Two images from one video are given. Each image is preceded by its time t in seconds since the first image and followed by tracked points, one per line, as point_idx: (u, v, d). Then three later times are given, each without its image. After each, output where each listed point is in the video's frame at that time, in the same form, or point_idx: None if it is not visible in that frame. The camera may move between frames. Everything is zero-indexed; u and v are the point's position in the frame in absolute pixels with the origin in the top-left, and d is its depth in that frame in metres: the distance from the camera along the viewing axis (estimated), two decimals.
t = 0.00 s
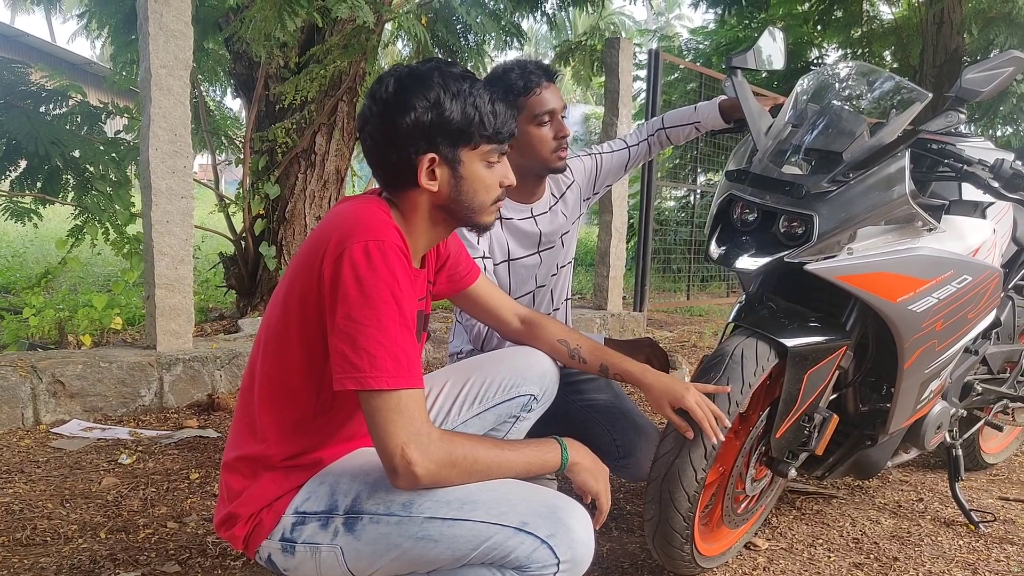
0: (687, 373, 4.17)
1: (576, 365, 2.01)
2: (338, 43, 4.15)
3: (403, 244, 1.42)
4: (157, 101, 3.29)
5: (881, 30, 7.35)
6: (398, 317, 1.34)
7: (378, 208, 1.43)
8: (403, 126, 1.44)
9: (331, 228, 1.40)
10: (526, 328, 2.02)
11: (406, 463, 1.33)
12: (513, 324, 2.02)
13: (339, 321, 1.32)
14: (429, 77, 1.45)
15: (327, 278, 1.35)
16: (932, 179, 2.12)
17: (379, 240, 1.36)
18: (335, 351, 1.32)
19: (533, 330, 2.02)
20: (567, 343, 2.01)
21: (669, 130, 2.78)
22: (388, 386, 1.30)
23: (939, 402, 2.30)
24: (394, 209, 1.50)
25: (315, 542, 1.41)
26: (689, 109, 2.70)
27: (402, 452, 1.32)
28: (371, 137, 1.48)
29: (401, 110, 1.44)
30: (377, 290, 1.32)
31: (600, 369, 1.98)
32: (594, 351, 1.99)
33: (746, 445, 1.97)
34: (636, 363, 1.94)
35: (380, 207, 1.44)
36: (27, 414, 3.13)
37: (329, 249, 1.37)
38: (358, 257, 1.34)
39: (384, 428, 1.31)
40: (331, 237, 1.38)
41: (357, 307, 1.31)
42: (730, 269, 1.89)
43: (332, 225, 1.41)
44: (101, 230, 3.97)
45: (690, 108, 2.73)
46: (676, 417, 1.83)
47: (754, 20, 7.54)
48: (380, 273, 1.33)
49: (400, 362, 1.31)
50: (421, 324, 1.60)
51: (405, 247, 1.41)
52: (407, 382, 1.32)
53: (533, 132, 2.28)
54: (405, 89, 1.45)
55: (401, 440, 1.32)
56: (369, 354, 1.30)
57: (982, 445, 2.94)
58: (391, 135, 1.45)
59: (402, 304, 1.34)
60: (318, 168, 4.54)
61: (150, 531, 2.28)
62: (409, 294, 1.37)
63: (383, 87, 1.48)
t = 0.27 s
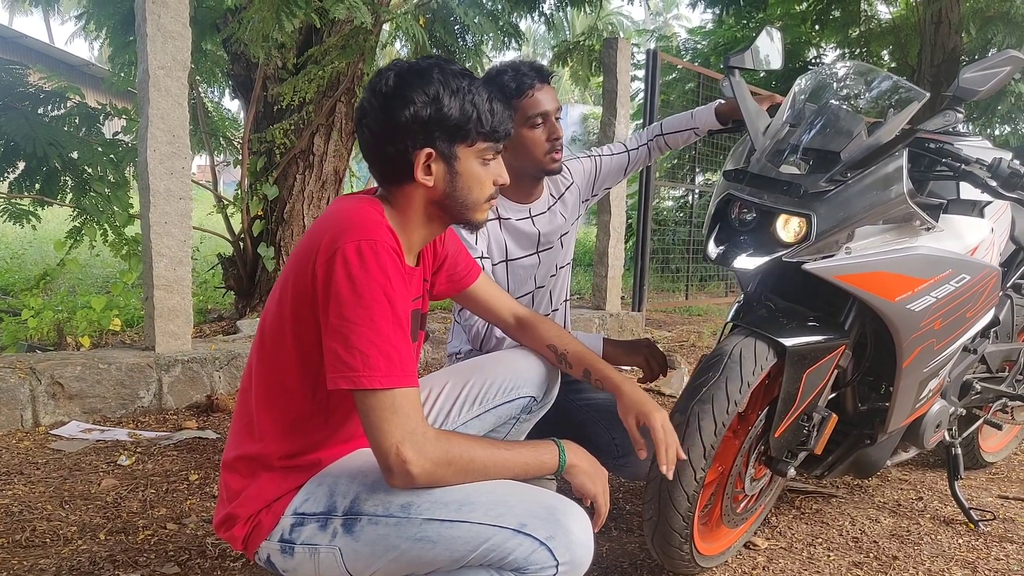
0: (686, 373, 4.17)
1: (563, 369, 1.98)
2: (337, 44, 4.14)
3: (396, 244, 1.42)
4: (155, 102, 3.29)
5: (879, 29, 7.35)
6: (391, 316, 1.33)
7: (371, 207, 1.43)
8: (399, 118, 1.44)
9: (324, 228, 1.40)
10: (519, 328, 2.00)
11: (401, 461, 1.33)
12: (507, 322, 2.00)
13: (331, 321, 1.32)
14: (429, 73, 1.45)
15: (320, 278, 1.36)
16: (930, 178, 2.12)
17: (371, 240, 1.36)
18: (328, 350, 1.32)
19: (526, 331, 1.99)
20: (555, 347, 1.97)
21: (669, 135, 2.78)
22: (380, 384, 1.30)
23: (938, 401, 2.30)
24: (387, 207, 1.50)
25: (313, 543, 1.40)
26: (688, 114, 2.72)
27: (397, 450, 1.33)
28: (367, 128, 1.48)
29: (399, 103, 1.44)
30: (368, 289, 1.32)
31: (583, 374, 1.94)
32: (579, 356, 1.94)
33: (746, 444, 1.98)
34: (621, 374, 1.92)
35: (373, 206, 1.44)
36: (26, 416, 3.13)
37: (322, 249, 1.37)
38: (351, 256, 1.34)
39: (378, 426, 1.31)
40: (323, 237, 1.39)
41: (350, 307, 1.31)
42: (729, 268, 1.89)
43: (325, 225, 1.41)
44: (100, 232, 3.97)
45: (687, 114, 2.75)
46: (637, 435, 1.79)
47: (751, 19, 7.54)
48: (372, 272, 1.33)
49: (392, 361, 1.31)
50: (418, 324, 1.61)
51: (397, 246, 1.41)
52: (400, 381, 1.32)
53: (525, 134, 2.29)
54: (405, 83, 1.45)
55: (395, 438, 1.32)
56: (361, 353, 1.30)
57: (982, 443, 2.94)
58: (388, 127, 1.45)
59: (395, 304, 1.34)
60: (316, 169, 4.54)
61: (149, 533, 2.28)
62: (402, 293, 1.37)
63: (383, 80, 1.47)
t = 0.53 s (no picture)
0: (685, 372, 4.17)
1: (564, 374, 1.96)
2: (337, 42, 4.15)
3: (382, 231, 1.43)
4: (156, 100, 3.28)
5: (880, 29, 7.35)
6: (381, 301, 1.34)
7: (354, 195, 1.44)
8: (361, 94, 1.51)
9: (310, 217, 1.42)
10: (522, 330, 1.98)
11: (404, 443, 1.33)
12: (510, 323, 1.98)
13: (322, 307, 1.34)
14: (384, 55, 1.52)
15: (308, 265, 1.36)
16: (932, 177, 2.11)
17: (356, 226, 1.37)
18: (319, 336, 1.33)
19: (529, 332, 1.97)
20: (556, 352, 1.95)
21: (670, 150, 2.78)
22: (372, 368, 1.31)
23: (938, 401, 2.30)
24: (371, 194, 1.51)
25: (319, 545, 1.37)
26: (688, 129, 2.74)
27: (399, 434, 1.33)
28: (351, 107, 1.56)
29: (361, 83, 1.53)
30: (356, 274, 1.33)
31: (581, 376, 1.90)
32: (579, 360, 1.91)
33: (746, 443, 1.97)
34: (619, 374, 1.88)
35: (359, 195, 1.45)
36: (27, 413, 3.12)
37: (305, 237, 1.38)
38: (335, 243, 1.35)
39: (380, 408, 1.32)
40: (309, 226, 1.40)
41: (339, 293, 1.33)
42: (730, 266, 1.90)
43: (311, 214, 1.43)
44: (100, 230, 3.97)
45: (686, 128, 2.78)
46: (627, 438, 1.77)
47: (753, 18, 7.54)
48: (357, 258, 1.34)
49: (382, 343, 1.32)
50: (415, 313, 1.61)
51: (382, 233, 1.42)
52: (394, 364, 1.33)
53: (520, 133, 2.30)
54: (379, 63, 1.51)
55: (396, 421, 1.33)
56: (353, 338, 1.31)
57: (982, 443, 2.94)
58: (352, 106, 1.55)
59: (384, 289, 1.35)
60: (317, 167, 4.53)
61: (149, 531, 2.28)
62: (390, 279, 1.38)
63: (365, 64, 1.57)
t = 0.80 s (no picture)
0: (686, 372, 4.17)
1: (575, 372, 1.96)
2: (340, 39, 4.17)
3: (375, 217, 1.44)
4: (159, 97, 3.28)
5: (884, 29, 7.33)
6: (372, 285, 1.35)
7: (346, 183, 1.46)
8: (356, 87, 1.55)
9: (301, 205, 1.43)
10: (530, 330, 1.99)
11: (393, 427, 1.34)
12: (518, 324, 1.99)
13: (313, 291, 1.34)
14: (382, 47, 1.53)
15: (299, 250, 1.37)
16: (936, 178, 2.11)
17: (345, 211, 1.38)
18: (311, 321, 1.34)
19: (537, 331, 1.98)
20: (567, 350, 1.96)
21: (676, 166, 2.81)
22: (362, 351, 1.32)
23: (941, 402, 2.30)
24: (366, 183, 1.52)
25: (323, 544, 1.36)
26: (693, 148, 2.74)
27: (388, 417, 1.34)
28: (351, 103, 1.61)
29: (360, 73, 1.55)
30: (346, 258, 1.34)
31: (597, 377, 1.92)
32: (591, 359, 1.92)
33: (746, 443, 1.98)
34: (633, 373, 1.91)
35: (352, 183, 1.47)
36: (29, 409, 3.13)
37: (296, 224, 1.39)
38: (325, 227, 1.36)
39: (369, 392, 1.33)
40: (300, 213, 1.41)
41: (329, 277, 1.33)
42: (733, 266, 1.91)
43: (303, 203, 1.44)
44: (103, 226, 3.97)
45: (692, 146, 2.76)
46: (651, 438, 1.81)
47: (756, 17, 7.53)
48: (347, 241, 1.35)
49: (372, 327, 1.32)
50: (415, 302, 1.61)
51: (374, 218, 1.43)
52: (383, 346, 1.33)
53: (523, 132, 2.33)
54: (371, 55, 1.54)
55: (385, 405, 1.34)
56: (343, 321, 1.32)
57: (983, 445, 2.93)
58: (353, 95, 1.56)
59: (374, 273, 1.35)
60: (319, 164, 4.53)
61: (150, 527, 2.28)
62: (380, 263, 1.38)
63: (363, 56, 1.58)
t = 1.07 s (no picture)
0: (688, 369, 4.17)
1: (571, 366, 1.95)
2: (341, 36, 4.17)
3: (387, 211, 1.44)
4: (160, 94, 3.29)
5: (886, 25, 7.31)
6: (385, 278, 1.35)
7: (358, 178, 1.46)
8: (373, 83, 1.49)
9: (312, 199, 1.43)
10: (524, 325, 1.99)
11: (400, 419, 1.34)
12: (512, 319, 1.99)
13: (326, 283, 1.34)
14: (403, 46, 1.51)
15: (312, 242, 1.37)
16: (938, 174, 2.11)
17: (359, 204, 1.39)
18: (322, 313, 1.34)
19: (531, 327, 1.98)
20: (561, 343, 1.95)
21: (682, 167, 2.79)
22: (373, 342, 1.32)
23: (943, 397, 2.29)
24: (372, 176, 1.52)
25: (347, 547, 1.36)
26: (698, 148, 2.73)
27: (397, 409, 1.34)
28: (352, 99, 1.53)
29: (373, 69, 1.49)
30: (360, 251, 1.34)
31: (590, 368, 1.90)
32: (585, 351, 1.91)
33: (748, 440, 1.98)
34: (631, 368, 1.88)
35: (365, 177, 1.47)
36: (31, 406, 3.13)
37: (308, 218, 1.40)
38: (340, 220, 1.36)
39: (377, 384, 1.33)
40: (311, 207, 1.41)
41: (343, 269, 1.33)
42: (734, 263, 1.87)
43: (314, 196, 1.44)
44: (105, 223, 3.97)
45: (698, 147, 2.76)
46: (642, 429, 1.78)
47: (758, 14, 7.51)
48: (360, 234, 1.35)
49: (384, 318, 1.32)
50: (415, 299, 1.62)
51: (388, 212, 1.43)
52: (393, 338, 1.33)
53: (526, 132, 2.35)
54: (384, 53, 1.50)
55: (391, 397, 1.34)
56: (356, 313, 1.32)
57: (985, 441, 2.93)
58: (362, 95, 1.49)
59: (388, 266, 1.35)
60: (321, 162, 4.53)
61: (153, 524, 2.28)
62: (393, 257, 1.38)
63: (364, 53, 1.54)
